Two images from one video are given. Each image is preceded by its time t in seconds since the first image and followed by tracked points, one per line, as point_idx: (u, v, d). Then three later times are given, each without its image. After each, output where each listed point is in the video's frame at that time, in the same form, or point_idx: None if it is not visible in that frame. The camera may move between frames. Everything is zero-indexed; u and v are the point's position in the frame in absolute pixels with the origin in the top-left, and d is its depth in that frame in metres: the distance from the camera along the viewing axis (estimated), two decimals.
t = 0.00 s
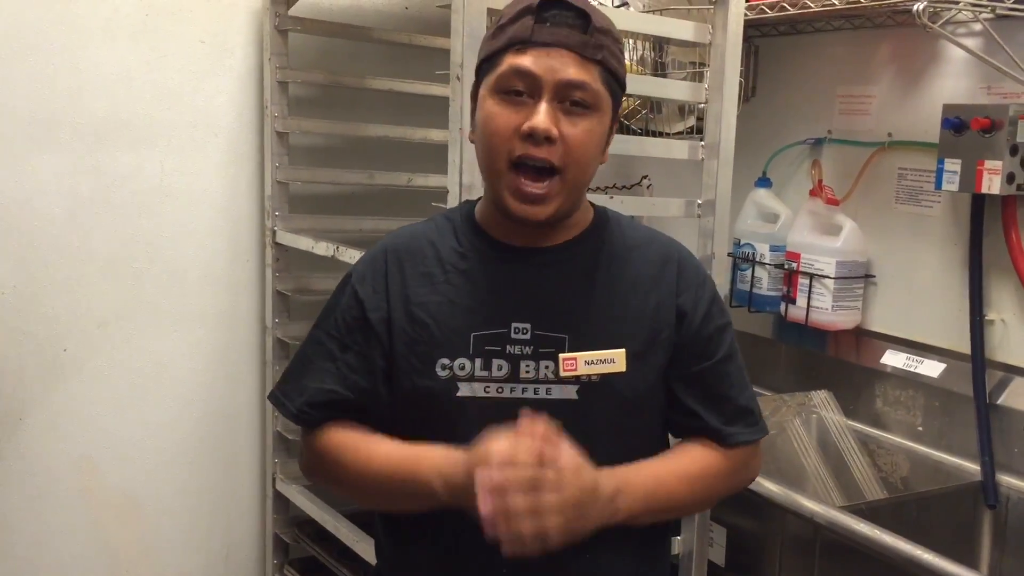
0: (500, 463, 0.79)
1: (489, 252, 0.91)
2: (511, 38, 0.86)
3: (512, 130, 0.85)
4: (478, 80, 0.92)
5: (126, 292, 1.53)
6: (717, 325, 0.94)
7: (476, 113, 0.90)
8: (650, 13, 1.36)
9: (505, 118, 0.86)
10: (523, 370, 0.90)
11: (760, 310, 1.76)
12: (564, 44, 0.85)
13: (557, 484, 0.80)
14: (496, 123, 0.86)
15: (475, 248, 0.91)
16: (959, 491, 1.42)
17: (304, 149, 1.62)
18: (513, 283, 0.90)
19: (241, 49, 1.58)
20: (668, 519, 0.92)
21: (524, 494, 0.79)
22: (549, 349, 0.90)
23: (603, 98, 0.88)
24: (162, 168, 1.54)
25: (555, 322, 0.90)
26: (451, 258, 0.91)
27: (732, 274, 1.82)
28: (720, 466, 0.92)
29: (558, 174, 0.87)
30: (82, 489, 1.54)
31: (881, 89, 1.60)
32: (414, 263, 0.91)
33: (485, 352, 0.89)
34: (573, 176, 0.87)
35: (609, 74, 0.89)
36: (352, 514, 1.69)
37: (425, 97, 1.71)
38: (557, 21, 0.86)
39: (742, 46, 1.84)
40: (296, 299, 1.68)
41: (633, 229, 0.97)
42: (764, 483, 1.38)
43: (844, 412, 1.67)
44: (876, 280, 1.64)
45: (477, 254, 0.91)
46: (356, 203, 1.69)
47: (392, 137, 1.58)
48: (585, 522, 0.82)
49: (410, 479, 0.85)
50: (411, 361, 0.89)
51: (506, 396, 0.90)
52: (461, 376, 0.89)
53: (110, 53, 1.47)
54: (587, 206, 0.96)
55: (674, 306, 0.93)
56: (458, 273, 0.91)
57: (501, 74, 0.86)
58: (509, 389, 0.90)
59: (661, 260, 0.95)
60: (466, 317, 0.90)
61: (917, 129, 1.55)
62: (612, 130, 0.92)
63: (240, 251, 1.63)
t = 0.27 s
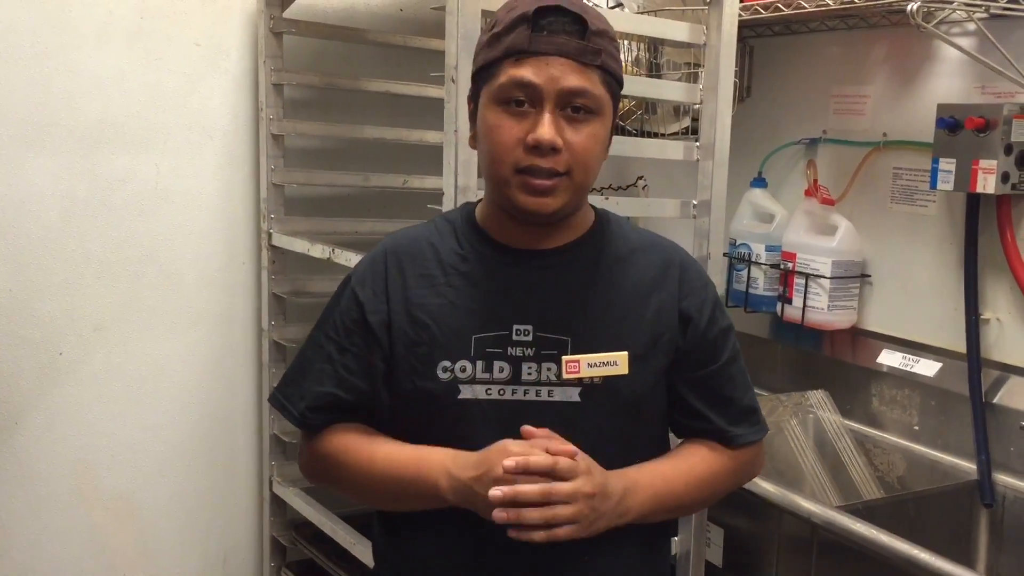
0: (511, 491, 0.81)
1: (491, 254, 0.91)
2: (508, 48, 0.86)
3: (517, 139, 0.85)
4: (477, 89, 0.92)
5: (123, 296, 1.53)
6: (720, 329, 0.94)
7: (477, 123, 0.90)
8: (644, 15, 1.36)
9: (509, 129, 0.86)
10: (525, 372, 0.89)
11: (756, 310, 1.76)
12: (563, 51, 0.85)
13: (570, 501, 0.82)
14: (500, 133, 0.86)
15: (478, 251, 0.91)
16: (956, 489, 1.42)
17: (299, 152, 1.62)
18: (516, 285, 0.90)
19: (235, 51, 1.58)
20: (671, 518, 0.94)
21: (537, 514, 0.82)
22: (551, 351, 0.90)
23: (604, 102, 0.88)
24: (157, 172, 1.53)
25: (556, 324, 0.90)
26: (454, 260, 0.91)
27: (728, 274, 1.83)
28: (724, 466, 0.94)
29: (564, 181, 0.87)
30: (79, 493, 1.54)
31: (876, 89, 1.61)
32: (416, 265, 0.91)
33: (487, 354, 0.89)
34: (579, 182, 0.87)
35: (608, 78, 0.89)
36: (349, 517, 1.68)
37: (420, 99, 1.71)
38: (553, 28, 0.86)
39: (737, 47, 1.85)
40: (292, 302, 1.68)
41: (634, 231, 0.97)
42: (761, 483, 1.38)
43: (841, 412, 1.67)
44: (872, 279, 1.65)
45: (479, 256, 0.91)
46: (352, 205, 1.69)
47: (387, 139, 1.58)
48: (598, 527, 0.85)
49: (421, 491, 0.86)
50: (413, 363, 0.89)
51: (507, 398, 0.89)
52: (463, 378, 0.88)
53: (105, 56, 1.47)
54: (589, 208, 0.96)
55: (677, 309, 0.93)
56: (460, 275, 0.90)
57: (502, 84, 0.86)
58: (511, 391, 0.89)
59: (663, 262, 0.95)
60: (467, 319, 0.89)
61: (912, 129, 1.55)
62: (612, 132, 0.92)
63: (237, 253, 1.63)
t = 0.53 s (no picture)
0: (506, 480, 0.80)
1: (490, 256, 0.91)
2: (505, 48, 0.86)
3: (513, 139, 0.85)
4: (475, 90, 0.92)
5: (119, 299, 1.53)
6: (718, 330, 0.94)
7: (474, 123, 0.90)
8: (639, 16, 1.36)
9: (505, 129, 0.86)
10: (524, 375, 0.89)
11: (753, 311, 1.76)
12: (560, 52, 0.85)
13: (563, 488, 0.82)
14: (497, 133, 0.86)
15: (477, 252, 0.91)
16: (953, 488, 1.43)
17: (295, 154, 1.62)
18: (514, 287, 0.90)
19: (230, 55, 1.58)
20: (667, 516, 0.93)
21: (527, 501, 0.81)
22: (550, 353, 0.90)
23: (601, 102, 0.88)
24: (153, 175, 1.53)
25: (555, 326, 0.90)
26: (452, 262, 0.91)
27: (724, 275, 1.83)
28: (719, 466, 0.94)
29: (560, 180, 0.87)
30: (76, 498, 1.54)
31: (871, 89, 1.61)
32: (415, 267, 0.91)
33: (486, 357, 0.89)
34: (575, 182, 0.87)
35: (605, 78, 0.89)
36: (347, 519, 1.69)
37: (416, 101, 1.71)
38: (550, 28, 0.86)
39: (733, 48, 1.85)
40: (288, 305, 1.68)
41: (632, 234, 0.97)
42: (758, 484, 1.38)
43: (838, 413, 1.67)
44: (868, 280, 1.65)
45: (478, 258, 0.91)
46: (348, 208, 1.69)
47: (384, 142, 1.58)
48: (592, 518, 0.84)
49: (417, 488, 0.86)
50: (411, 365, 0.89)
51: (506, 401, 0.89)
52: (462, 381, 0.88)
53: (100, 60, 1.46)
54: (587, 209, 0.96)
55: (676, 311, 0.93)
56: (458, 277, 0.90)
57: (498, 85, 0.86)
58: (510, 394, 0.89)
59: (662, 264, 0.95)
60: (466, 321, 0.89)
61: (907, 129, 1.55)
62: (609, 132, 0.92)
63: (233, 256, 1.63)
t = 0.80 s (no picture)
0: (482, 501, 0.81)
1: (487, 259, 0.91)
2: (507, 49, 0.86)
3: (507, 140, 0.85)
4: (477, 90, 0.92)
5: (116, 303, 1.53)
6: (715, 333, 0.94)
7: (473, 123, 0.90)
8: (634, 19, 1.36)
9: (501, 129, 0.86)
10: (520, 378, 0.89)
11: (749, 313, 1.76)
12: (561, 56, 0.85)
13: (543, 503, 0.83)
14: (491, 133, 0.86)
15: (473, 255, 0.91)
16: (950, 490, 1.43)
17: (291, 158, 1.62)
18: (510, 290, 0.90)
19: (227, 59, 1.58)
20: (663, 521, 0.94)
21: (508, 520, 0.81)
22: (546, 356, 0.90)
23: (600, 109, 0.88)
24: (150, 179, 1.53)
25: (551, 329, 0.90)
26: (449, 265, 0.91)
27: (721, 278, 1.83)
28: (714, 471, 0.94)
29: (552, 184, 0.86)
30: (73, 501, 1.53)
31: (867, 91, 1.61)
32: (412, 270, 0.91)
33: (482, 359, 0.89)
34: (568, 186, 0.87)
35: (606, 86, 0.88)
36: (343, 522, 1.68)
37: (412, 104, 1.71)
38: (553, 32, 0.86)
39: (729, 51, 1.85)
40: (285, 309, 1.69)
41: (630, 237, 0.97)
42: (755, 486, 1.38)
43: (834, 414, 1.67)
44: (864, 281, 1.65)
45: (474, 261, 0.91)
46: (345, 211, 1.70)
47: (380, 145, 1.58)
48: (579, 528, 0.85)
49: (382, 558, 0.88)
50: (409, 368, 0.89)
51: (502, 404, 0.89)
52: (458, 383, 0.88)
53: (96, 64, 1.47)
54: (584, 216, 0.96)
55: (672, 314, 0.93)
56: (455, 280, 0.91)
57: (498, 85, 0.86)
58: (506, 397, 0.89)
59: (658, 267, 0.95)
60: (462, 324, 0.89)
61: (902, 131, 1.55)
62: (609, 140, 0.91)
63: (230, 260, 1.63)
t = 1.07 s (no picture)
0: (464, 498, 0.83)
1: (484, 262, 0.91)
2: (503, 52, 0.86)
3: (511, 143, 0.85)
4: (472, 94, 0.92)
5: (114, 305, 1.53)
6: (712, 335, 0.94)
7: (471, 127, 0.90)
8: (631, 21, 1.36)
9: (504, 132, 0.85)
10: (517, 380, 0.89)
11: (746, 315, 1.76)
12: (559, 56, 0.85)
13: (527, 504, 0.83)
14: (494, 137, 0.86)
15: (471, 258, 0.91)
16: (947, 492, 1.43)
17: (289, 160, 1.62)
18: (507, 293, 0.90)
19: (225, 60, 1.58)
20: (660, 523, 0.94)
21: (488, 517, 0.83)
22: (544, 358, 0.90)
23: (598, 107, 0.88)
24: (147, 181, 1.53)
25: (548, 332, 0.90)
26: (447, 268, 0.91)
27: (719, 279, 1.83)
28: (712, 474, 0.94)
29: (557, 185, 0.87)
30: (70, 503, 1.53)
31: (864, 93, 1.61)
32: (410, 273, 0.91)
33: (480, 362, 0.89)
34: (572, 185, 0.87)
35: (602, 83, 0.89)
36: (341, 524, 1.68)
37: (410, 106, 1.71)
38: (548, 33, 0.86)
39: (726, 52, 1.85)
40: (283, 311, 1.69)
41: (627, 238, 0.97)
42: (752, 488, 1.38)
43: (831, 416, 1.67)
44: (861, 283, 1.65)
45: (472, 264, 0.91)
46: (342, 212, 1.69)
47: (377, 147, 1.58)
48: (566, 530, 0.86)
49: None
50: (407, 371, 0.89)
51: (500, 406, 0.89)
52: (455, 386, 0.88)
53: (94, 66, 1.47)
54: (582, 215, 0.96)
55: (669, 316, 0.93)
56: (453, 283, 0.91)
57: (496, 88, 0.86)
58: (503, 399, 0.89)
59: (656, 269, 0.95)
60: (460, 327, 0.90)
61: (899, 133, 1.56)
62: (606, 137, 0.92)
63: (228, 262, 1.63)
